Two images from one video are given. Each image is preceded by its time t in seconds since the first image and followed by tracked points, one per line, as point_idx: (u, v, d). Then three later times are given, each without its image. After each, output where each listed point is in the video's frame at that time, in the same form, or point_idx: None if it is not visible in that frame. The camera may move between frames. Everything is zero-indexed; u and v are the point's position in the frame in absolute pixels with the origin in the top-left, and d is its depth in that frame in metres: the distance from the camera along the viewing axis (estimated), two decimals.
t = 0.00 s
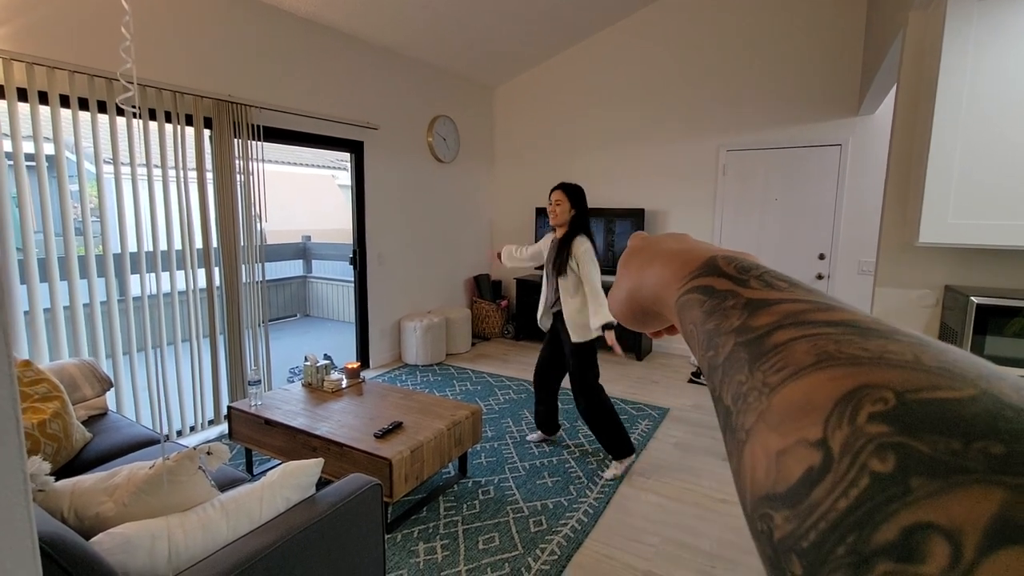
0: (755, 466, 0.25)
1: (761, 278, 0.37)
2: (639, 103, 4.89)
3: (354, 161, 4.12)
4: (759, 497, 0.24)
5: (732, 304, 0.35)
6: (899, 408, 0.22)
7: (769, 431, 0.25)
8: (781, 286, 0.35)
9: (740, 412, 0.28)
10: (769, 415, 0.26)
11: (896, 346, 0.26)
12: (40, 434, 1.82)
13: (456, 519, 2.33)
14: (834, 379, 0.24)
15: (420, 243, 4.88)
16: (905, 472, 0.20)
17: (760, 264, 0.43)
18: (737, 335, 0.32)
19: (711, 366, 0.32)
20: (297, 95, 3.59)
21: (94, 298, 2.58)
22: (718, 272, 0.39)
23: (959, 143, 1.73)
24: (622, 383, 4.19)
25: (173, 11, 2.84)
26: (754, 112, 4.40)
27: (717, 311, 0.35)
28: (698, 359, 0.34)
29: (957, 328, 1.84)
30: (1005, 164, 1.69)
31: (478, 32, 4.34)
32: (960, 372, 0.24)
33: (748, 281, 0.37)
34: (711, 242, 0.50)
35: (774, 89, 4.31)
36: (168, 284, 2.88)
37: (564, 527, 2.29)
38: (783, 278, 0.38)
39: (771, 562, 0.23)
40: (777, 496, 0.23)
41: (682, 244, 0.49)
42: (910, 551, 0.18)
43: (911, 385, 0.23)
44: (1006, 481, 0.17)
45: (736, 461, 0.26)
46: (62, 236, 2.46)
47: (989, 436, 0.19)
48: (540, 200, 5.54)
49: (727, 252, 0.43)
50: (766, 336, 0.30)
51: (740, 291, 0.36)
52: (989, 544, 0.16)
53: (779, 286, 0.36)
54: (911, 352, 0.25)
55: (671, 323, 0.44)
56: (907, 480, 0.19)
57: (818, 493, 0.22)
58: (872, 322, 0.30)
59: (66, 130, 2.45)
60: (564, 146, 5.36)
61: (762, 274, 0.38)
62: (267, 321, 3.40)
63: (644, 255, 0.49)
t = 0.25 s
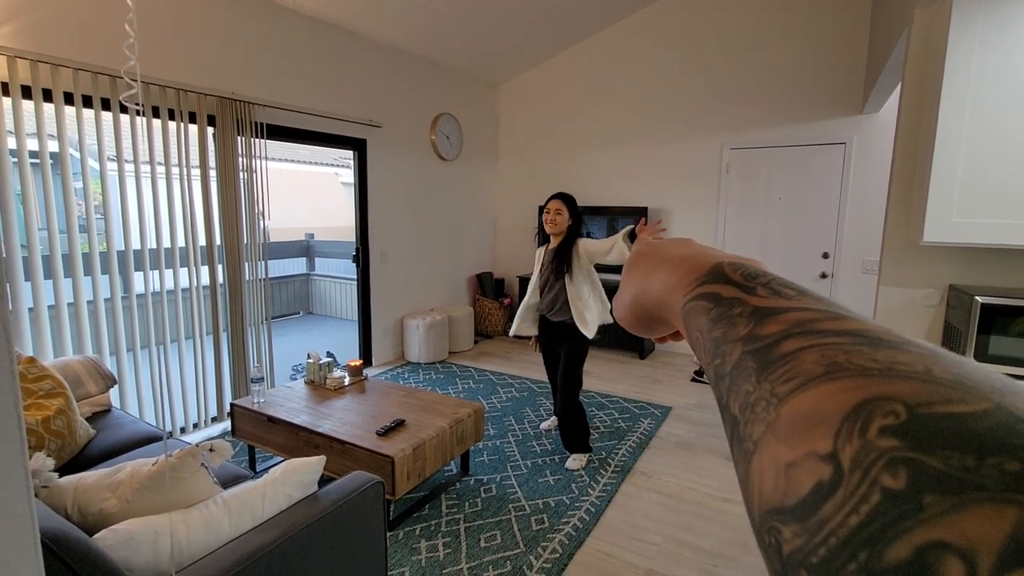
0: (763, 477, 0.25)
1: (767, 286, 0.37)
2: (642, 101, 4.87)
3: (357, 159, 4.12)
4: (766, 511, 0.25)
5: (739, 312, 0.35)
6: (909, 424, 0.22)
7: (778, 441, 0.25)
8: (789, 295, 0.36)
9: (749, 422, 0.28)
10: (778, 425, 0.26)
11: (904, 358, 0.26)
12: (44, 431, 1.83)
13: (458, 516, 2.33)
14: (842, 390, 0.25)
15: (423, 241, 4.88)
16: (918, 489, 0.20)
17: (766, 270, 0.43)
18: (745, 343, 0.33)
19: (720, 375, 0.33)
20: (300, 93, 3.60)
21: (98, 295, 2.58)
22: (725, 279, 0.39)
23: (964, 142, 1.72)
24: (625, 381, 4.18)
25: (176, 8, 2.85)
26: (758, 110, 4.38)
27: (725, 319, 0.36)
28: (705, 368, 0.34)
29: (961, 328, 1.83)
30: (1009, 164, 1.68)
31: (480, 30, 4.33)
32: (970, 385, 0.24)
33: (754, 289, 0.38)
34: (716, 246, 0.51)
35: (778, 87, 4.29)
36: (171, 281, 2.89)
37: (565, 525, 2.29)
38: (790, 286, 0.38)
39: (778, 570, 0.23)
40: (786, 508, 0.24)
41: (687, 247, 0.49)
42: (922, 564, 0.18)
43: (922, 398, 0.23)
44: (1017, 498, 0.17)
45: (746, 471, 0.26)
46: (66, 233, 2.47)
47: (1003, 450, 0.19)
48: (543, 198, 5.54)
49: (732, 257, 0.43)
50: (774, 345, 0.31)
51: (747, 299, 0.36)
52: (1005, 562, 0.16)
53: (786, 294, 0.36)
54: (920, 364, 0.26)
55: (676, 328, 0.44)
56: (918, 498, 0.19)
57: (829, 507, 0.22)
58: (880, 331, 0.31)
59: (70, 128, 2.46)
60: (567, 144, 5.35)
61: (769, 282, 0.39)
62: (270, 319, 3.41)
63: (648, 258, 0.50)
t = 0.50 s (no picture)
0: (765, 506, 0.25)
1: (769, 308, 0.37)
2: (644, 99, 4.86)
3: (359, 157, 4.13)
4: (767, 539, 0.25)
5: (740, 333, 0.35)
6: (912, 459, 0.21)
7: (781, 470, 0.25)
8: (790, 318, 0.35)
9: (750, 449, 0.28)
10: (780, 453, 0.26)
11: (910, 388, 0.26)
12: (48, 428, 1.83)
13: (460, 514, 2.34)
14: (845, 421, 0.24)
15: (425, 239, 4.88)
16: (919, 526, 0.20)
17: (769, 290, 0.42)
18: (746, 368, 0.32)
19: (721, 398, 0.32)
20: (302, 91, 3.60)
21: (101, 292, 2.59)
22: (726, 298, 0.39)
23: (967, 141, 1.71)
24: (626, 380, 4.18)
25: (178, 6, 2.85)
26: (761, 109, 4.36)
27: (727, 341, 0.35)
28: (705, 389, 0.34)
29: (963, 327, 1.82)
30: (1012, 163, 1.67)
31: (482, 28, 4.33)
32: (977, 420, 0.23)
33: (755, 311, 0.37)
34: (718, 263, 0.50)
35: (781, 85, 4.27)
36: (174, 279, 2.89)
37: (567, 523, 2.29)
38: (792, 308, 0.38)
39: None
40: (788, 539, 0.24)
41: (687, 264, 0.49)
42: None
43: (924, 431, 0.22)
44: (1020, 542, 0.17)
45: (748, 499, 0.26)
46: (69, 230, 2.48)
47: (1006, 490, 0.19)
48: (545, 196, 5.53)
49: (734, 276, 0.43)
50: (775, 371, 0.30)
51: (749, 320, 0.36)
52: None
53: (788, 317, 0.35)
54: (925, 395, 0.25)
55: (677, 346, 0.44)
56: (921, 536, 0.19)
57: (832, 540, 0.22)
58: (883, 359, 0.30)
59: (73, 126, 2.46)
60: (569, 143, 5.34)
61: (770, 303, 0.38)
62: (272, 316, 3.41)
63: (649, 275, 0.49)
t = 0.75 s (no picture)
0: (740, 540, 0.26)
1: (750, 344, 0.39)
2: (644, 99, 4.86)
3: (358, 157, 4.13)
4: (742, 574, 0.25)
5: (721, 368, 0.38)
6: (870, 496, 0.23)
7: (755, 506, 0.27)
8: (768, 354, 0.38)
9: (727, 482, 0.30)
10: (753, 488, 0.27)
11: (876, 426, 0.27)
12: (46, 428, 1.83)
13: (459, 514, 2.34)
14: (810, 458, 0.26)
15: (425, 239, 4.88)
16: (877, 563, 0.20)
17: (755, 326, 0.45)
18: (725, 403, 0.35)
19: (702, 431, 0.35)
20: (302, 91, 3.60)
21: (100, 292, 2.59)
22: (710, 335, 0.41)
23: (965, 142, 1.72)
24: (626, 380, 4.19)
25: (178, 6, 2.85)
26: (761, 109, 4.37)
27: (708, 377, 0.37)
28: (689, 422, 0.36)
29: (961, 326, 1.82)
30: (1010, 163, 1.67)
31: (482, 28, 4.33)
32: (936, 459, 0.25)
33: (736, 346, 0.40)
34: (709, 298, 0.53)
35: (781, 86, 4.28)
36: (174, 278, 2.89)
37: (566, 523, 2.30)
38: (773, 345, 0.40)
39: None
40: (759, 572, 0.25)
41: (678, 298, 0.51)
42: None
43: (882, 469, 0.24)
44: None
45: (724, 533, 0.27)
46: (68, 230, 2.48)
47: (954, 528, 0.20)
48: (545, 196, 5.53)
49: (720, 312, 0.46)
50: (751, 408, 0.32)
51: (730, 356, 0.38)
52: None
53: (767, 354, 0.38)
54: (888, 434, 0.27)
55: (666, 377, 0.46)
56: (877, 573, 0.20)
57: None
58: (854, 396, 0.32)
59: (72, 125, 2.46)
60: (568, 142, 5.34)
61: (751, 338, 0.40)
62: (272, 316, 3.41)
63: (641, 309, 0.52)
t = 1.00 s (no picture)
0: None
1: (730, 388, 0.41)
2: (641, 100, 4.88)
3: (356, 157, 4.13)
4: None
5: (701, 413, 0.39)
6: (835, 549, 0.25)
7: (731, 555, 0.29)
8: (746, 398, 0.39)
9: (706, 530, 0.32)
10: (732, 538, 0.29)
11: (845, 478, 0.29)
12: (42, 428, 1.83)
13: (456, 514, 2.34)
14: (783, 511, 0.28)
15: (422, 240, 4.88)
16: None
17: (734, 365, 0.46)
18: (705, 449, 0.36)
19: (685, 477, 0.36)
20: (299, 92, 3.59)
21: (96, 293, 2.58)
22: (691, 378, 0.43)
23: (959, 143, 1.73)
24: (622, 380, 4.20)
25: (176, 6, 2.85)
26: (757, 110, 4.39)
27: (690, 421, 0.39)
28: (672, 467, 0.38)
29: (955, 326, 1.83)
30: (1003, 164, 1.68)
31: (480, 29, 4.33)
32: (899, 511, 0.27)
33: (716, 388, 0.41)
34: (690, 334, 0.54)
35: (777, 87, 4.30)
36: (170, 279, 2.89)
37: (563, 523, 2.30)
38: (751, 387, 0.41)
39: None
40: None
41: (660, 335, 0.53)
42: None
43: (847, 525, 0.26)
44: None
45: None
46: (63, 230, 2.47)
47: None
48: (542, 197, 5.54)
49: (700, 351, 0.47)
50: (731, 456, 0.34)
51: (711, 401, 0.40)
52: None
53: (745, 398, 0.39)
54: (855, 486, 0.29)
55: (650, 417, 0.47)
56: None
57: None
58: (824, 445, 0.34)
59: (67, 125, 2.46)
60: (565, 143, 5.35)
61: (730, 380, 0.42)
62: (268, 317, 3.41)
63: (624, 345, 0.53)
